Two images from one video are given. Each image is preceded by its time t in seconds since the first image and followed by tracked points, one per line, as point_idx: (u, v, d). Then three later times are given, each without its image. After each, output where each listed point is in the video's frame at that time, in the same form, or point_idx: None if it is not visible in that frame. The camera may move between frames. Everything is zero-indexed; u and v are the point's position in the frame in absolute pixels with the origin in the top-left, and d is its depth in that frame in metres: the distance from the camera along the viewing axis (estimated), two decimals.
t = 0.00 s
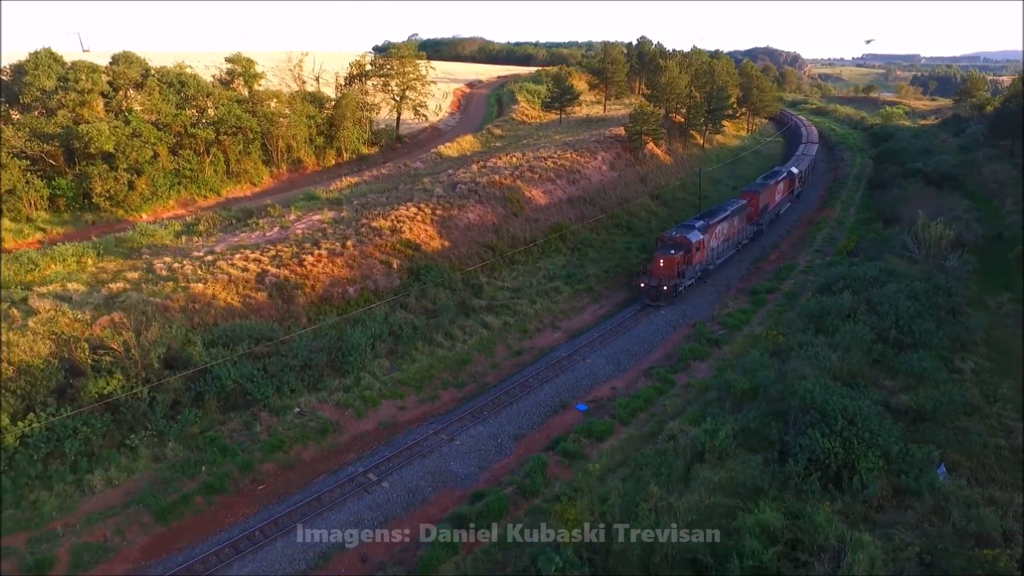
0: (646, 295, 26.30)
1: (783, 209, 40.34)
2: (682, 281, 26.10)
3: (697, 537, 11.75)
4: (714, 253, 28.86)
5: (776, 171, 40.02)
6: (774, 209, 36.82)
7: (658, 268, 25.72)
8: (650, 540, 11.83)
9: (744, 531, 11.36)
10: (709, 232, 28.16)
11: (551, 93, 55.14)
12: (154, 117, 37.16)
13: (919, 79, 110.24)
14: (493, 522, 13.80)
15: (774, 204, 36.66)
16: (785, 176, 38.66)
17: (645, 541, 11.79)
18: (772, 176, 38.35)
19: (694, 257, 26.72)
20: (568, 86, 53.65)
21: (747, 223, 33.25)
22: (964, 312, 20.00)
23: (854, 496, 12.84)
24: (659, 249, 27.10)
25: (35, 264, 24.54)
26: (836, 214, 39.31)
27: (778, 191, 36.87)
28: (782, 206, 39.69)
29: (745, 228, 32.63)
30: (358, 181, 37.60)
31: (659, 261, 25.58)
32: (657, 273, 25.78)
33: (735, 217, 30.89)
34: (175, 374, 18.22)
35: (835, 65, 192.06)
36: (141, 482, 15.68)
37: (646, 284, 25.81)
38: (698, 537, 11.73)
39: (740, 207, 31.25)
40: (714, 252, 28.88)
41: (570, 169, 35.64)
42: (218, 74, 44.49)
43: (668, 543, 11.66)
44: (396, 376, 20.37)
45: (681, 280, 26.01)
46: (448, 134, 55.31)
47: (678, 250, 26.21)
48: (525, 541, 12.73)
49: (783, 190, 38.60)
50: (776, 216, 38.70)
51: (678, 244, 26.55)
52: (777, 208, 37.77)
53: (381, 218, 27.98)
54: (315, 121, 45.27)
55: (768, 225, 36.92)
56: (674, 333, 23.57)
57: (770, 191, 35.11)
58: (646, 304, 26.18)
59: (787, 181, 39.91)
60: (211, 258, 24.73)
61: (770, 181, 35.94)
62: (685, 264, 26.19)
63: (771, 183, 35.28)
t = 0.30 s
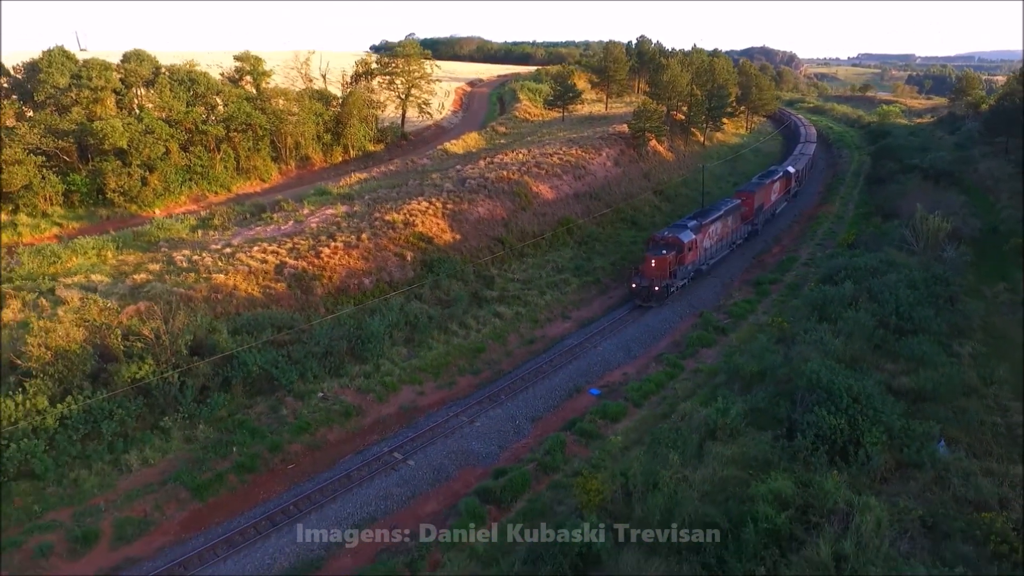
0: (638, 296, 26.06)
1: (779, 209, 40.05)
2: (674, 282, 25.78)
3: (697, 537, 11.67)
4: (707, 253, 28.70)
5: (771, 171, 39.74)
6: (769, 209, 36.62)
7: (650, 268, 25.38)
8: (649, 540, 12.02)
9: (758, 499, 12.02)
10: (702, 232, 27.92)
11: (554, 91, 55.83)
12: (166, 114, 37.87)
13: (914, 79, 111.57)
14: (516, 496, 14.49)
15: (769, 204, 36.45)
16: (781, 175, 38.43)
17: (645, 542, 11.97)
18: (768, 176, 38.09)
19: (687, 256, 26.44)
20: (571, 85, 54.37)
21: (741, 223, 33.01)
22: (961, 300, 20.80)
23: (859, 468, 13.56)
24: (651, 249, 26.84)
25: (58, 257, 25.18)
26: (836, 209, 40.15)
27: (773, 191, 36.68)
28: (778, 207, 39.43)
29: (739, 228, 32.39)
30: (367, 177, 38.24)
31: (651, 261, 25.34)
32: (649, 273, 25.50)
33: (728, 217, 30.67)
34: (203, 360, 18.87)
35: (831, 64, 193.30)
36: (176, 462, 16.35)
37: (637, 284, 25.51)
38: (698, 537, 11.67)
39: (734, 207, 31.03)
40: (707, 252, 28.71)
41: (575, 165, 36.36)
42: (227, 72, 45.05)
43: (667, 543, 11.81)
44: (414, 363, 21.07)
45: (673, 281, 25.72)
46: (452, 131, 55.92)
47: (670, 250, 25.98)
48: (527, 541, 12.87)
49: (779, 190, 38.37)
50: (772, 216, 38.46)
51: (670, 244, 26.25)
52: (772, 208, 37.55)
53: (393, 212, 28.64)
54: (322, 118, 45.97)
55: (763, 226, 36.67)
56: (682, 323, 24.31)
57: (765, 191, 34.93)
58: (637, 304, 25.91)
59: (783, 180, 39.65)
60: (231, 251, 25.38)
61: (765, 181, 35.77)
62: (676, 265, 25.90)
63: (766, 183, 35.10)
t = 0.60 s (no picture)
0: (630, 297, 25.63)
1: (775, 209, 39.77)
2: (667, 283, 25.46)
3: (699, 537, 11.68)
4: (701, 253, 28.43)
5: (768, 171, 39.50)
6: (765, 209, 36.40)
7: (642, 269, 25.00)
8: (649, 539, 12.00)
9: (772, 471, 12.71)
10: (695, 232, 27.68)
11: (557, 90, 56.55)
12: (178, 112, 38.44)
13: (910, 78, 112.76)
14: (539, 474, 15.16)
15: (765, 204, 36.24)
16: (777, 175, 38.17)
17: (646, 541, 11.95)
18: (764, 176, 37.82)
19: (680, 257, 26.11)
20: (574, 83, 55.09)
21: (736, 224, 32.76)
22: (960, 290, 21.58)
23: (867, 444, 14.27)
24: (644, 249, 26.49)
25: (80, 250, 25.86)
26: (835, 205, 40.98)
27: (769, 191, 36.49)
28: (774, 207, 39.16)
29: (734, 229, 32.13)
30: (375, 174, 38.88)
31: (643, 262, 24.98)
32: (641, 274, 25.12)
33: (723, 217, 30.40)
34: (230, 348, 19.50)
35: (827, 63, 194.50)
36: (208, 444, 16.98)
37: (630, 285, 25.14)
38: (698, 537, 11.71)
39: (728, 207, 30.76)
40: (701, 253, 28.45)
41: (581, 161, 37.08)
42: (236, 71, 45.64)
43: (668, 542, 11.79)
44: (432, 352, 21.75)
45: (666, 282, 25.39)
46: (456, 129, 56.55)
47: (662, 251, 25.62)
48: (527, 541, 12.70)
49: (775, 190, 38.16)
50: (768, 217, 38.23)
51: (663, 245, 25.92)
52: (769, 208, 37.32)
53: (406, 207, 29.32)
54: (330, 116, 46.57)
55: (759, 226, 36.41)
56: (689, 314, 25.04)
57: (761, 191, 34.74)
58: (629, 305, 25.52)
59: (780, 181, 39.42)
60: (249, 245, 25.99)
61: (762, 181, 35.60)
62: (669, 265, 25.59)
63: (762, 183, 34.86)
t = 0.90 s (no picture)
0: (624, 299, 25.40)
1: (774, 209, 39.53)
2: (661, 285, 25.26)
3: (698, 537, 11.19)
4: (697, 254, 28.26)
5: (767, 170, 39.35)
6: (763, 209, 36.28)
7: (636, 271, 24.83)
8: (649, 539, 11.44)
9: (787, 448, 13.40)
10: (691, 233, 27.53)
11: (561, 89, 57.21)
12: (190, 110, 39.14)
13: (907, 78, 113.76)
14: (560, 454, 15.81)
15: (763, 204, 36.12)
16: (776, 175, 37.96)
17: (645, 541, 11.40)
18: (762, 176, 37.60)
19: (674, 259, 25.92)
20: (578, 82, 55.80)
21: (733, 224, 32.59)
22: (961, 281, 22.31)
23: (875, 423, 14.97)
24: (638, 250, 26.28)
25: (101, 245, 26.37)
26: (836, 202, 41.75)
27: (768, 191, 36.32)
28: (773, 207, 39.00)
29: (731, 230, 31.94)
30: (385, 171, 39.48)
31: (637, 263, 24.81)
32: (635, 276, 24.93)
33: (719, 218, 30.22)
34: (257, 337, 20.10)
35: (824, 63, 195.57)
36: (239, 429, 17.60)
37: (623, 287, 24.94)
38: (698, 536, 11.20)
39: (725, 208, 30.58)
40: (697, 254, 28.29)
41: (588, 158, 37.76)
42: (245, 70, 46.19)
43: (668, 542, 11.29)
44: (450, 342, 22.41)
45: (660, 284, 25.19)
46: (461, 128, 57.18)
47: (657, 252, 25.41)
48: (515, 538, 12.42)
49: (773, 190, 37.97)
50: (767, 217, 38.05)
51: (658, 246, 25.69)
52: (767, 209, 37.17)
53: (419, 202, 29.94)
54: (338, 113, 47.10)
55: (757, 227, 36.21)
56: (697, 306, 25.73)
57: (758, 191, 34.62)
58: (622, 307, 25.22)
59: (778, 180, 39.21)
60: (268, 239, 26.59)
61: (759, 181, 35.51)
62: (663, 267, 25.40)
63: (759, 183, 34.76)
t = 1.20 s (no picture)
0: (617, 302, 24.93)
1: (772, 211, 39.08)
2: (655, 288, 24.77)
3: (698, 537, 10.91)
4: (692, 256, 27.82)
5: (765, 171, 39.00)
6: (761, 210, 35.99)
7: (629, 274, 24.30)
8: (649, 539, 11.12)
9: (804, 424, 14.19)
10: (686, 235, 27.05)
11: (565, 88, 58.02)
12: (203, 108, 39.85)
13: (904, 78, 114.96)
14: (586, 434, 16.57)
15: (761, 206, 35.80)
16: (773, 176, 37.55)
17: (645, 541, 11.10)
18: (760, 177, 37.23)
19: (668, 261, 25.45)
20: (582, 82, 56.63)
21: (729, 226, 32.17)
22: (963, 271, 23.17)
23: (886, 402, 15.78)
24: (631, 253, 25.67)
25: (126, 239, 26.99)
26: (839, 198, 42.64)
27: (765, 192, 35.96)
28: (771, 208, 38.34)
29: (727, 232, 31.53)
30: (396, 168, 40.18)
31: (630, 266, 24.28)
32: (628, 280, 24.41)
33: (715, 219, 29.78)
34: (287, 325, 20.79)
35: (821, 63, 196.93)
36: (274, 412, 18.32)
37: (616, 290, 24.43)
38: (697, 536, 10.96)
39: (721, 209, 30.16)
40: (692, 256, 27.80)
41: (596, 155, 38.55)
42: (255, 69, 46.83)
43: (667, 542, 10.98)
44: (471, 331, 23.16)
45: (653, 287, 24.67)
46: (468, 126, 57.94)
47: (650, 255, 24.82)
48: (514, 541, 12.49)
49: (771, 192, 37.54)
50: (764, 218, 37.69)
51: (652, 249, 25.17)
52: (764, 210, 36.81)
53: (435, 197, 30.66)
54: (348, 111, 47.78)
55: (754, 229, 35.86)
56: (708, 297, 26.52)
57: (755, 192, 34.30)
58: (615, 311, 24.83)
59: (776, 181, 38.84)
60: (290, 233, 27.29)
61: (757, 182, 35.22)
62: (657, 270, 24.89)
63: (757, 184, 34.36)
